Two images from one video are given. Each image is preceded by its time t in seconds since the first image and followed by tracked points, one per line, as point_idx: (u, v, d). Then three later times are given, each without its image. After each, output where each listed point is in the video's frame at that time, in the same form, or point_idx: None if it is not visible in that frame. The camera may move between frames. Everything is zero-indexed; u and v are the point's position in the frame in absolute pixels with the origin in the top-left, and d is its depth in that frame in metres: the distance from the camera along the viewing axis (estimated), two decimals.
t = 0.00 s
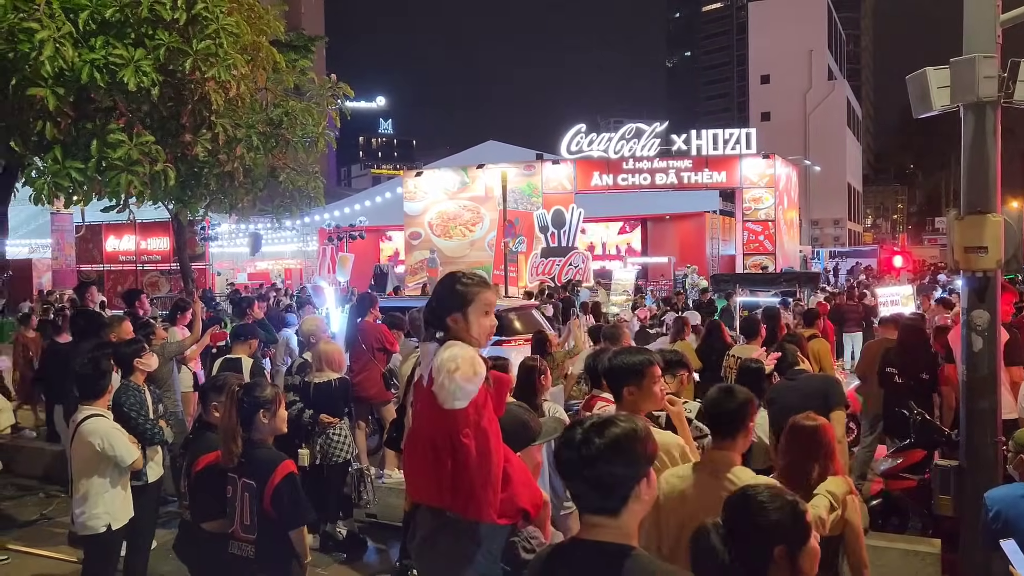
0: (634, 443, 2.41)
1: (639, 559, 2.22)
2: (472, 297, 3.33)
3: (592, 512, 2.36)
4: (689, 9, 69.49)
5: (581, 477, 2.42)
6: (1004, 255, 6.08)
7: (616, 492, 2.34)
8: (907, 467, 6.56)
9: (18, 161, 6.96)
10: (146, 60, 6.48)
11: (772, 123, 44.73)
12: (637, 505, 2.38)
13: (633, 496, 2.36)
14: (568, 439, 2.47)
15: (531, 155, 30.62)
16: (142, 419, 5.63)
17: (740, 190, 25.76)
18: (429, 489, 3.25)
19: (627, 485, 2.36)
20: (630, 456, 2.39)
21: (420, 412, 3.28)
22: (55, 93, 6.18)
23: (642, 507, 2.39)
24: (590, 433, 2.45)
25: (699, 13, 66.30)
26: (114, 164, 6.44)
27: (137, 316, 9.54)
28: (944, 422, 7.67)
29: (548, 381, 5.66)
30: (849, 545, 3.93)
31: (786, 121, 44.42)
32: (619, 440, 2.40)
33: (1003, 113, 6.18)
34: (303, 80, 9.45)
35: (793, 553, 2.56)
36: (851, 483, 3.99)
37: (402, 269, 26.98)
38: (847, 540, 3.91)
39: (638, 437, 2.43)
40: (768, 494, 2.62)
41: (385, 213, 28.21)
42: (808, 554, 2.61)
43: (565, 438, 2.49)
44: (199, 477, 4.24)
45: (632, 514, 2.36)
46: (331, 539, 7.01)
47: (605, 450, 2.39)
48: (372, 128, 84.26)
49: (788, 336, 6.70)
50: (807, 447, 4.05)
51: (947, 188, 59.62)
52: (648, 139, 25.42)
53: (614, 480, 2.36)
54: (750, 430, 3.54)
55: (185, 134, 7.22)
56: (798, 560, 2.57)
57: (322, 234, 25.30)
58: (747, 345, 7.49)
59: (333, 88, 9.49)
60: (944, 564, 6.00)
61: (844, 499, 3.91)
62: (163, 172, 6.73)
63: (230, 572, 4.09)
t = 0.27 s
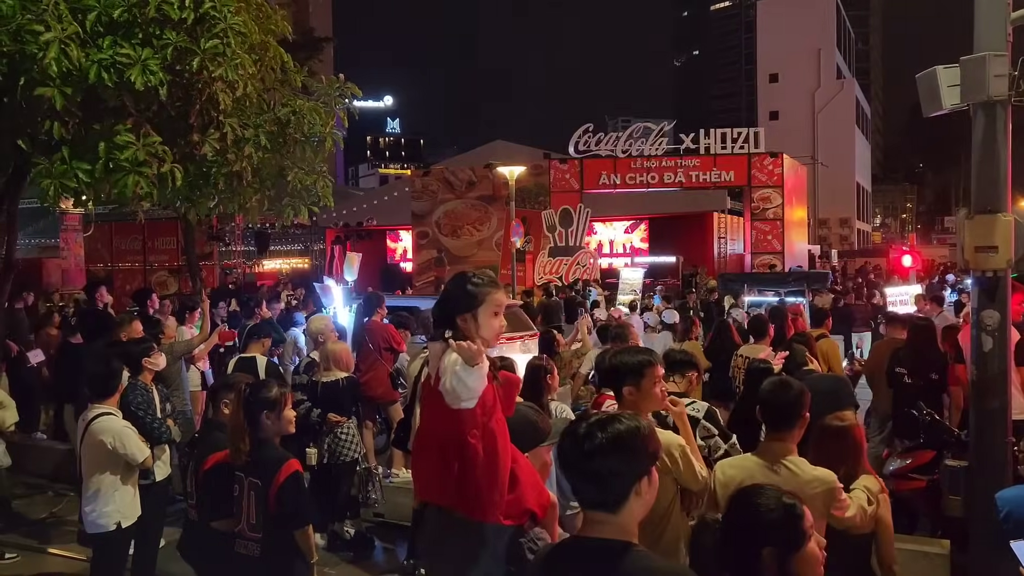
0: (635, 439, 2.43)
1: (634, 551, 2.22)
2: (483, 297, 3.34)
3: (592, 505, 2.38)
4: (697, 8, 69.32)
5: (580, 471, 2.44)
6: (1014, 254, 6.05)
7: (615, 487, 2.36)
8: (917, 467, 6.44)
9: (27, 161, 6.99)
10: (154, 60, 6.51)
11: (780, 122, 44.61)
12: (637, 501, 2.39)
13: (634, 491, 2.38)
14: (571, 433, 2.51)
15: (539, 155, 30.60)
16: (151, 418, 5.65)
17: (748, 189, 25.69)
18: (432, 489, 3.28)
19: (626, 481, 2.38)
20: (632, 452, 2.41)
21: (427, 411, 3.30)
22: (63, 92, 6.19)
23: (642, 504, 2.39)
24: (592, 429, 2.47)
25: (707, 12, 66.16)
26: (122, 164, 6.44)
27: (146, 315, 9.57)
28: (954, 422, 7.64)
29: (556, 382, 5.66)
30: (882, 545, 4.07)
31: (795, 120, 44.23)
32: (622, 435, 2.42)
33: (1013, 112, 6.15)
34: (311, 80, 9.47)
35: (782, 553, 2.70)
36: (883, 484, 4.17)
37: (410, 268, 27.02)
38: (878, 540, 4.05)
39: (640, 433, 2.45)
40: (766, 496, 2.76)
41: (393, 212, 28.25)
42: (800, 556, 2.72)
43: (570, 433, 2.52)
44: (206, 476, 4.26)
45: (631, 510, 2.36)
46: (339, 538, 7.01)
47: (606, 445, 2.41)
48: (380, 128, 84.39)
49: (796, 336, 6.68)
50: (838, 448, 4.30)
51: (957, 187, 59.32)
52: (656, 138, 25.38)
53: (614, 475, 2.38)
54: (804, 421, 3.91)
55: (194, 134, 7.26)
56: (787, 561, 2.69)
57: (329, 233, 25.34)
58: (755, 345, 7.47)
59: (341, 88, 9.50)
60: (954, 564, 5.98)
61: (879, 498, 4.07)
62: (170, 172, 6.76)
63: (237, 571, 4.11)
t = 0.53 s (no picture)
0: (649, 442, 2.41)
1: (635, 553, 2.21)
2: (496, 296, 3.37)
3: (600, 506, 2.38)
4: (706, 5, 69.02)
5: (592, 468, 2.45)
6: None
7: (622, 488, 2.36)
8: (928, 466, 6.44)
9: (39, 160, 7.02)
10: (164, 59, 6.51)
11: (790, 120, 44.40)
12: (646, 507, 2.36)
13: (641, 494, 2.35)
14: (588, 431, 2.51)
15: (548, 153, 30.55)
16: (163, 414, 5.68)
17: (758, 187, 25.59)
18: (444, 487, 3.29)
19: (635, 482, 2.36)
20: (642, 454, 2.39)
21: (437, 408, 3.33)
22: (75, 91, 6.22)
23: (650, 509, 2.36)
24: (607, 428, 2.47)
25: (717, 9, 65.79)
26: (132, 163, 6.47)
27: (158, 313, 9.62)
28: (966, 421, 7.60)
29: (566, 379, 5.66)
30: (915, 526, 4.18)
31: (806, 118, 44.03)
32: (634, 437, 2.41)
33: None
34: (321, 78, 9.46)
35: (788, 553, 2.71)
36: (913, 471, 4.28)
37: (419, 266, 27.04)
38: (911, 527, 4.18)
39: (655, 436, 2.43)
40: (774, 495, 2.76)
41: (402, 210, 28.27)
42: (806, 557, 2.73)
43: (589, 430, 2.53)
44: (217, 472, 4.27)
45: (639, 513, 2.35)
46: (349, 535, 7.03)
47: (618, 446, 2.41)
48: (388, 126, 84.45)
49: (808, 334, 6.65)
50: (866, 439, 4.39)
51: (968, 185, 58.92)
52: (666, 136, 25.30)
53: (624, 475, 2.38)
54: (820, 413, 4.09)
55: (204, 132, 7.27)
56: (794, 561, 2.71)
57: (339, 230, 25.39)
58: (766, 343, 7.45)
59: (351, 86, 9.50)
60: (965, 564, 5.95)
61: (909, 486, 4.19)
62: (180, 171, 6.77)
63: (247, 567, 4.12)
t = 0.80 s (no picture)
0: (693, 448, 2.38)
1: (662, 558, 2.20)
2: (512, 292, 3.40)
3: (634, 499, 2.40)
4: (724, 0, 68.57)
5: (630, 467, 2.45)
6: None
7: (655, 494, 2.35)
8: (950, 466, 6.40)
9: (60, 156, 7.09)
10: (185, 56, 6.56)
11: (809, 117, 44.08)
12: (675, 515, 2.33)
13: (668, 499, 2.34)
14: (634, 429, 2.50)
15: (565, 150, 30.50)
16: (183, 409, 5.72)
17: (776, 184, 25.44)
18: (461, 482, 3.31)
19: (664, 485, 2.35)
20: (678, 459, 2.36)
21: (454, 401, 3.35)
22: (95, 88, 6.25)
23: (681, 518, 2.33)
24: (654, 424, 2.48)
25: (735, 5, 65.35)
26: (154, 159, 6.54)
27: (177, 309, 9.69)
28: (989, 420, 7.52)
29: (585, 376, 5.65)
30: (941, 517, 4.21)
31: (826, 114, 43.68)
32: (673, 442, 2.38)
33: None
34: (339, 75, 9.49)
35: (806, 552, 2.73)
36: (937, 462, 4.27)
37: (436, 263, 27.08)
38: (938, 516, 4.20)
39: (698, 443, 2.39)
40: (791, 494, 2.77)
41: (419, 207, 28.31)
42: (825, 555, 2.74)
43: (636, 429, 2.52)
44: (238, 468, 4.29)
45: (666, 519, 2.33)
46: (367, 531, 7.06)
47: (655, 449, 2.40)
48: (405, 123, 84.59)
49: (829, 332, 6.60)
50: (890, 433, 4.36)
51: (990, 182, 58.28)
52: (684, 133, 25.23)
53: (658, 479, 2.37)
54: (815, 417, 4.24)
55: (224, 129, 7.32)
56: (810, 560, 2.72)
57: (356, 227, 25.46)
58: (786, 341, 7.40)
59: (369, 83, 9.52)
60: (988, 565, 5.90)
61: (932, 477, 4.20)
62: (200, 167, 6.82)
63: (267, 561, 4.14)
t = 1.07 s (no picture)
0: (770, 459, 2.27)
1: None
2: (541, 291, 3.38)
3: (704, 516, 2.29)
4: None
5: (698, 481, 2.35)
6: None
7: (728, 510, 2.24)
8: (985, 469, 6.29)
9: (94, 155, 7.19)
10: (216, 54, 6.63)
11: (840, 113, 43.57)
12: (751, 530, 2.24)
13: (746, 514, 2.24)
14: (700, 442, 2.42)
15: (592, 147, 30.41)
16: (213, 405, 5.78)
17: (807, 182, 25.15)
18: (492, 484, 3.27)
19: (739, 499, 2.24)
20: (753, 471, 2.25)
21: (483, 400, 3.33)
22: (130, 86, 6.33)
23: (758, 534, 2.24)
24: (724, 436, 2.37)
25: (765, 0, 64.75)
26: (185, 157, 6.63)
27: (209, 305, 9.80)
28: None
29: (613, 374, 5.64)
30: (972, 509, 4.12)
31: (857, 110, 43.13)
32: (747, 454, 2.28)
33: None
34: (368, 73, 9.54)
35: (831, 551, 2.94)
36: (966, 456, 4.17)
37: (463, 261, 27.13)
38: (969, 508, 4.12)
39: (775, 454, 2.29)
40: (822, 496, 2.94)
41: (446, 205, 28.38)
42: (849, 555, 2.94)
43: (704, 441, 2.43)
44: (268, 465, 4.33)
45: (742, 534, 2.24)
46: (395, 527, 7.10)
47: (728, 460, 2.28)
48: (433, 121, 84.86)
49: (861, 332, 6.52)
50: (921, 427, 4.30)
51: None
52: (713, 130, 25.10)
53: (731, 493, 2.26)
54: (852, 395, 4.31)
55: (254, 127, 7.39)
56: (836, 557, 2.93)
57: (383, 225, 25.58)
58: (817, 341, 7.32)
59: (397, 81, 9.56)
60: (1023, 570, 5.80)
61: (961, 470, 4.10)
62: (231, 165, 6.90)
63: (294, 556, 4.18)
